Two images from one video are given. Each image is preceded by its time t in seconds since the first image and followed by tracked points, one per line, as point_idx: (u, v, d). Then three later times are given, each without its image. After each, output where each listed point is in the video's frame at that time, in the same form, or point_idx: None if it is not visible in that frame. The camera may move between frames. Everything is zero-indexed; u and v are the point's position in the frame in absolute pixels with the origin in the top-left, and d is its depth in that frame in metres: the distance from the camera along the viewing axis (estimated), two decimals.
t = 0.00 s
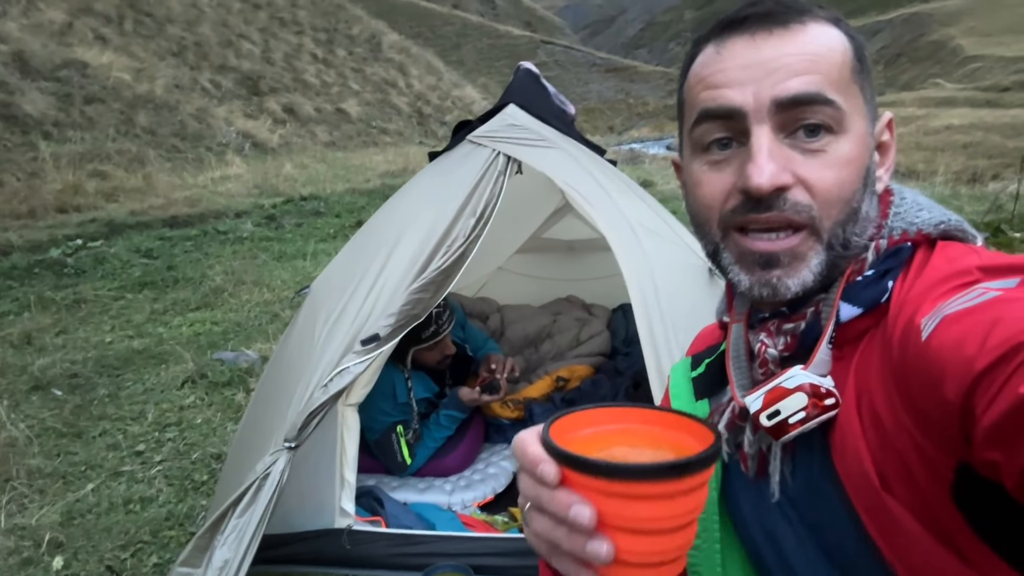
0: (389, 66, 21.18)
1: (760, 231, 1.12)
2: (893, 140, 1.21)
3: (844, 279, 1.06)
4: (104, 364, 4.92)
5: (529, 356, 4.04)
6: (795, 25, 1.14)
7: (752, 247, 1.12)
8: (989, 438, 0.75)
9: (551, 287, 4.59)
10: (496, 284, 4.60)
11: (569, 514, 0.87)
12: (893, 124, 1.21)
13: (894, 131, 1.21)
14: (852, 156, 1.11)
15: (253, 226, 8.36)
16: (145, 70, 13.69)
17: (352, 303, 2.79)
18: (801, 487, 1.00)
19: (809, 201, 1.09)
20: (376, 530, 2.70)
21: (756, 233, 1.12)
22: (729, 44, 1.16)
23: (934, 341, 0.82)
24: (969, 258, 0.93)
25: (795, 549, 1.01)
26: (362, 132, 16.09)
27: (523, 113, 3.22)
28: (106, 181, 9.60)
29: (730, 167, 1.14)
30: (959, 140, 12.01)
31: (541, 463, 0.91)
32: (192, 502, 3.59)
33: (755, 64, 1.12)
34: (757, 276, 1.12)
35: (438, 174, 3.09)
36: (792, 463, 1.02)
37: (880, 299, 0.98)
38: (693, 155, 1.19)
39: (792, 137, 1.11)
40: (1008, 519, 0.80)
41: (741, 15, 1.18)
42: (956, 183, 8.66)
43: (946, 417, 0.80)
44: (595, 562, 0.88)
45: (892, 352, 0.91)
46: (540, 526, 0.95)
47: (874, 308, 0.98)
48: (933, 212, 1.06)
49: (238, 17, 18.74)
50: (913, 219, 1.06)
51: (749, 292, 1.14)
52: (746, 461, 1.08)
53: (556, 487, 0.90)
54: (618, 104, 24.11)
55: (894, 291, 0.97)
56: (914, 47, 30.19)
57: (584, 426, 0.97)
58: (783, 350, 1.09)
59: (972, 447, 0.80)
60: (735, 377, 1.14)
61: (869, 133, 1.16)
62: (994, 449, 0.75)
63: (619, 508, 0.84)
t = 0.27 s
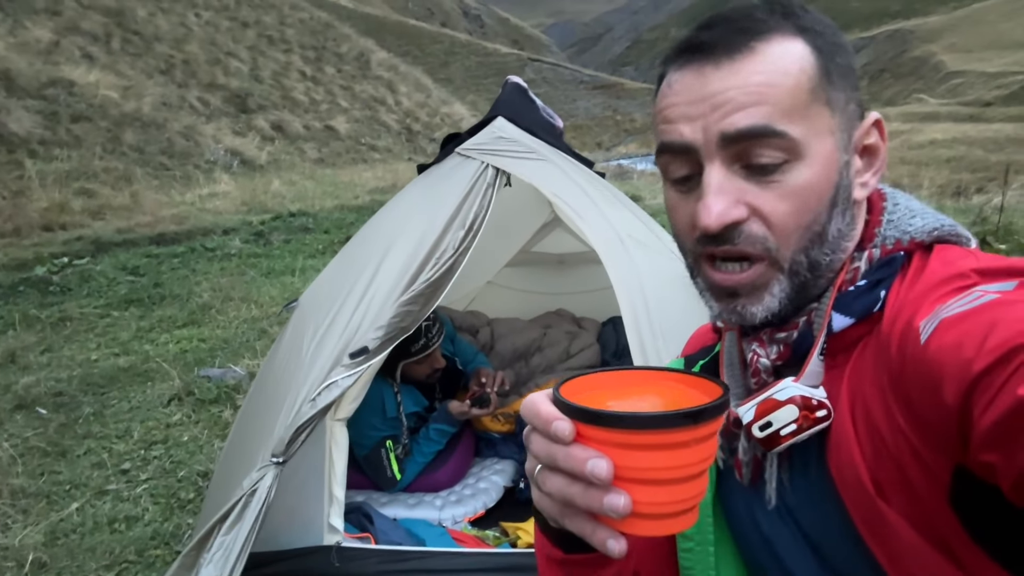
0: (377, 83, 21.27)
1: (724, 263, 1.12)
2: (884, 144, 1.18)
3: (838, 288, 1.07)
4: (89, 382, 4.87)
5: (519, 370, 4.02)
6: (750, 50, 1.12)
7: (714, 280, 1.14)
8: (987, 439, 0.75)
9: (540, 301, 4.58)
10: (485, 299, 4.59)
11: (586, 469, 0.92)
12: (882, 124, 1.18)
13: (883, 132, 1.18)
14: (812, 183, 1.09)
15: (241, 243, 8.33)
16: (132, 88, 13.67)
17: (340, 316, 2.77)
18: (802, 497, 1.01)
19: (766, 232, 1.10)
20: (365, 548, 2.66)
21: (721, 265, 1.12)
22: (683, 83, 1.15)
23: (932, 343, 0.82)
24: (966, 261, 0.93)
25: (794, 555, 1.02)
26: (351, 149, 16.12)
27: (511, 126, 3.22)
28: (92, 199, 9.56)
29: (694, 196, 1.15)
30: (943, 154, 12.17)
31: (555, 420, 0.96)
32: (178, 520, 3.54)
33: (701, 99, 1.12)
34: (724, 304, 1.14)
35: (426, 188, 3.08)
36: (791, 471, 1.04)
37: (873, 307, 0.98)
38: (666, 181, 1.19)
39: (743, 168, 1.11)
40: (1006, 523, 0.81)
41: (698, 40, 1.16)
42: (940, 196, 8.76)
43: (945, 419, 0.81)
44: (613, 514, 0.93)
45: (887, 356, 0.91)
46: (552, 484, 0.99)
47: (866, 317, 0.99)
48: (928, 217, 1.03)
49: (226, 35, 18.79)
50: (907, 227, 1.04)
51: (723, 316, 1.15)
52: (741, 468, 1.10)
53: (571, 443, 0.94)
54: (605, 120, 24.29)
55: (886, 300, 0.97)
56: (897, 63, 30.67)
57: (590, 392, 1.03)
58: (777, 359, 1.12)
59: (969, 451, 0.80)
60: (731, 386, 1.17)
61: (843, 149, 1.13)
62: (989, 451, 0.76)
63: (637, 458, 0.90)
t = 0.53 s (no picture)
0: (376, 95, 21.35)
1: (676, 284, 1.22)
2: (839, 161, 1.09)
3: (848, 295, 1.09)
4: (89, 394, 4.86)
5: (520, 378, 4.02)
6: (662, 92, 1.16)
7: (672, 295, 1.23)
8: (1003, 438, 0.77)
9: (540, 309, 4.60)
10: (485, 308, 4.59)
11: (589, 452, 1.05)
12: (830, 137, 1.09)
13: (834, 146, 1.09)
14: (715, 217, 1.13)
15: (240, 254, 8.33)
16: (131, 101, 13.71)
17: (341, 326, 2.77)
18: (811, 502, 1.05)
19: (689, 258, 1.17)
20: (367, 557, 2.66)
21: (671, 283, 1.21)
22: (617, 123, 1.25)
23: (950, 345, 0.85)
24: (984, 264, 0.96)
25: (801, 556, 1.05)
26: (349, 160, 16.16)
27: (511, 134, 3.23)
28: (91, 212, 9.57)
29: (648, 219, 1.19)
30: (940, 160, 12.22)
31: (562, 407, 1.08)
32: (179, 532, 3.53)
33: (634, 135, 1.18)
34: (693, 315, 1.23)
35: (427, 197, 3.10)
36: (803, 474, 1.07)
37: (882, 316, 1.02)
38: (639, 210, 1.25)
39: (659, 202, 1.17)
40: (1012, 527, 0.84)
41: (635, 85, 1.22)
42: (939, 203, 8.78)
43: (963, 421, 0.83)
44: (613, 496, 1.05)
45: (900, 359, 0.94)
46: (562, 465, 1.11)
47: (876, 325, 1.02)
48: (943, 222, 1.06)
49: (225, 48, 18.87)
50: (920, 234, 1.07)
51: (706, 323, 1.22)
52: (749, 471, 1.14)
53: (575, 427, 1.07)
54: (602, 130, 24.36)
55: (897, 308, 1.01)
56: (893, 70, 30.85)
57: (601, 380, 1.15)
58: (783, 362, 1.15)
59: (983, 452, 0.83)
60: (739, 391, 1.21)
61: (763, 176, 1.12)
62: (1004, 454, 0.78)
63: (634, 445, 1.02)
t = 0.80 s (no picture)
0: (374, 103, 21.41)
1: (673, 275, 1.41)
2: (735, 177, 1.20)
3: (843, 291, 1.19)
4: (92, 401, 4.85)
5: (524, 380, 4.03)
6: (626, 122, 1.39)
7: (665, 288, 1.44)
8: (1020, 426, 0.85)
9: (544, 312, 4.60)
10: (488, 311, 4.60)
11: (604, 445, 1.09)
12: (724, 158, 1.20)
13: (728, 165, 1.20)
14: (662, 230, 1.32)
15: (240, 262, 8.34)
16: (130, 111, 13.74)
17: (348, 328, 2.77)
18: (828, 489, 1.18)
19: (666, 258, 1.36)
20: (376, 559, 2.66)
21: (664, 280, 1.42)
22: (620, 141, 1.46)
23: (971, 333, 0.93)
24: (1000, 254, 1.02)
25: (817, 540, 1.19)
26: (348, 168, 16.19)
27: (515, 135, 3.24)
28: (91, 221, 9.57)
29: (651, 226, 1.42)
30: (937, 164, 12.28)
31: (578, 399, 1.13)
32: (185, 536, 3.53)
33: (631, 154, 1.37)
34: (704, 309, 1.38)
35: (431, 197, 3.11)
36: (816, 461, 1.21)
37: (879, 315, 1.14)
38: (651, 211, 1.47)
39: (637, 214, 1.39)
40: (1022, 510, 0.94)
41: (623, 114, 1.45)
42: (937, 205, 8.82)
43: (985, 409, 0.91)
44: (628, 490, 1.10)
45: (923, 351, 1.03)
46: (573, 459, 1.16)
47: (872, 323, 1.15)
48: (947, 217, 1.12)
49: (223, 57, 18.92)
50: (923, 231, 1.14)
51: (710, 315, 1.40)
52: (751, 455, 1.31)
53: (591, 421, 1.12)
54: (600, 136, 24.44)
55: (892, 308, 1.13)
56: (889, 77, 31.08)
57: (619, 379, 1.21)
58: (777, 350, 1.28)
59: (1002, 437, 0.91)
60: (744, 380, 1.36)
61: (685, 193, 1.27)
62: (1021, 439, 0.86)
63: (650, 440, 1.07)
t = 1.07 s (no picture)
0: (368, 110, 21.44)
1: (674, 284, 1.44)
2: (732, 187, 1.22)
3: (845, 301, 1.21)
4: (89, 411, 4.84)
5: (523, 387, 4.02)
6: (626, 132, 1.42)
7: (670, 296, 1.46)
8: None
9: (541, 318, 4.61)
10: (485, 317, 4.60)
11: (598, 454, 1.11)
12: (721, 167, 1.22)
13: (724, 175, 1.22)
14: (664, 240, 1.34)
15: (236, 270, 8.33)
16: (124, 119, 13.73)
17: (347, 336, 2.78)
18: (834, 498, 1.19)
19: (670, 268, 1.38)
20: (376, 568, 2.63)
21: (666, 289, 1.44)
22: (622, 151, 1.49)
23: (978, 341, 0.94)
24: (1001, 262, 1.02)
25: (822, 548, 1.20)
26: (343, 175, 16.20)
27: (512, 143, 3.26)
28: (86, 230, 9.55)
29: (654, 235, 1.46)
30: (928, 167, 12.38)
31: (573, 408, 1.15)
32: (184, 546, 3.52)
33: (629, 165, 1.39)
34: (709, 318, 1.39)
35: (430, 205, 3.12)
36: (819, 470, 1.22)
37: (882, 324, 1.16)
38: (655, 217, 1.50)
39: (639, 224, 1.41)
40: None
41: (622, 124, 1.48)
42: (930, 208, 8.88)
43: (992, 417, 0.92)
44: (619, 498, 1.13)
45: (928, 360, 1.04)
46: (569, 465, 1.18)
47: (874, 332, 1.17)
48: (951, 225, 1.13)
49: (217, 66, 18.94)
50: (923, 239, 1.15)
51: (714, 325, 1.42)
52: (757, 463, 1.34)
53: (586, 429, 1.13)
54: (594, 142, 24.53)
55: (895, 318, 1.15)
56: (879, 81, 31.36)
57: (616, 388, 1.22)
58: (783, 360, 1.28)
59: (1008, 447, 0.92)
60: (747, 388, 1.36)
61: (685, 201, 1.29)
62: None
63: (643, 450, 1.09)
